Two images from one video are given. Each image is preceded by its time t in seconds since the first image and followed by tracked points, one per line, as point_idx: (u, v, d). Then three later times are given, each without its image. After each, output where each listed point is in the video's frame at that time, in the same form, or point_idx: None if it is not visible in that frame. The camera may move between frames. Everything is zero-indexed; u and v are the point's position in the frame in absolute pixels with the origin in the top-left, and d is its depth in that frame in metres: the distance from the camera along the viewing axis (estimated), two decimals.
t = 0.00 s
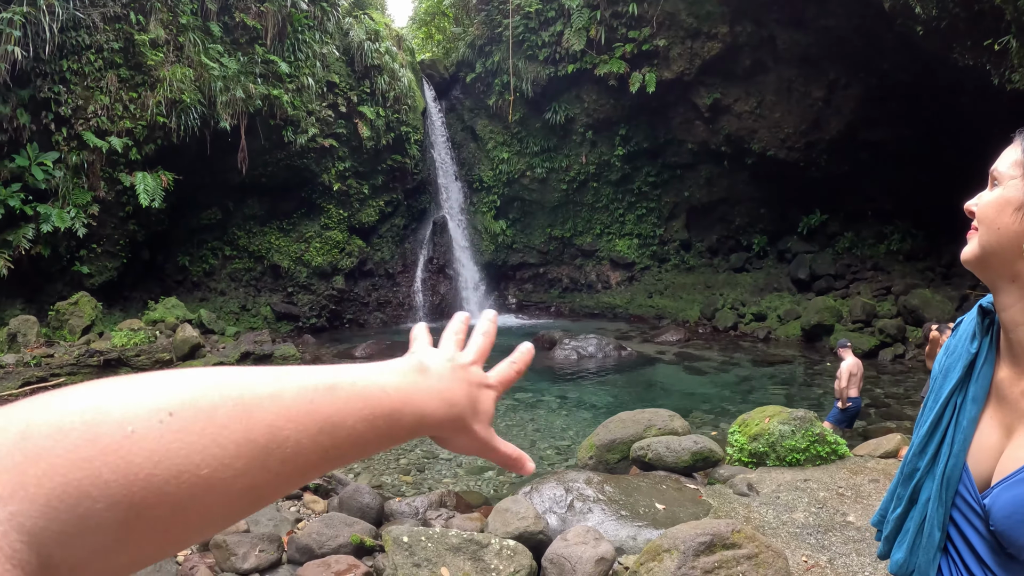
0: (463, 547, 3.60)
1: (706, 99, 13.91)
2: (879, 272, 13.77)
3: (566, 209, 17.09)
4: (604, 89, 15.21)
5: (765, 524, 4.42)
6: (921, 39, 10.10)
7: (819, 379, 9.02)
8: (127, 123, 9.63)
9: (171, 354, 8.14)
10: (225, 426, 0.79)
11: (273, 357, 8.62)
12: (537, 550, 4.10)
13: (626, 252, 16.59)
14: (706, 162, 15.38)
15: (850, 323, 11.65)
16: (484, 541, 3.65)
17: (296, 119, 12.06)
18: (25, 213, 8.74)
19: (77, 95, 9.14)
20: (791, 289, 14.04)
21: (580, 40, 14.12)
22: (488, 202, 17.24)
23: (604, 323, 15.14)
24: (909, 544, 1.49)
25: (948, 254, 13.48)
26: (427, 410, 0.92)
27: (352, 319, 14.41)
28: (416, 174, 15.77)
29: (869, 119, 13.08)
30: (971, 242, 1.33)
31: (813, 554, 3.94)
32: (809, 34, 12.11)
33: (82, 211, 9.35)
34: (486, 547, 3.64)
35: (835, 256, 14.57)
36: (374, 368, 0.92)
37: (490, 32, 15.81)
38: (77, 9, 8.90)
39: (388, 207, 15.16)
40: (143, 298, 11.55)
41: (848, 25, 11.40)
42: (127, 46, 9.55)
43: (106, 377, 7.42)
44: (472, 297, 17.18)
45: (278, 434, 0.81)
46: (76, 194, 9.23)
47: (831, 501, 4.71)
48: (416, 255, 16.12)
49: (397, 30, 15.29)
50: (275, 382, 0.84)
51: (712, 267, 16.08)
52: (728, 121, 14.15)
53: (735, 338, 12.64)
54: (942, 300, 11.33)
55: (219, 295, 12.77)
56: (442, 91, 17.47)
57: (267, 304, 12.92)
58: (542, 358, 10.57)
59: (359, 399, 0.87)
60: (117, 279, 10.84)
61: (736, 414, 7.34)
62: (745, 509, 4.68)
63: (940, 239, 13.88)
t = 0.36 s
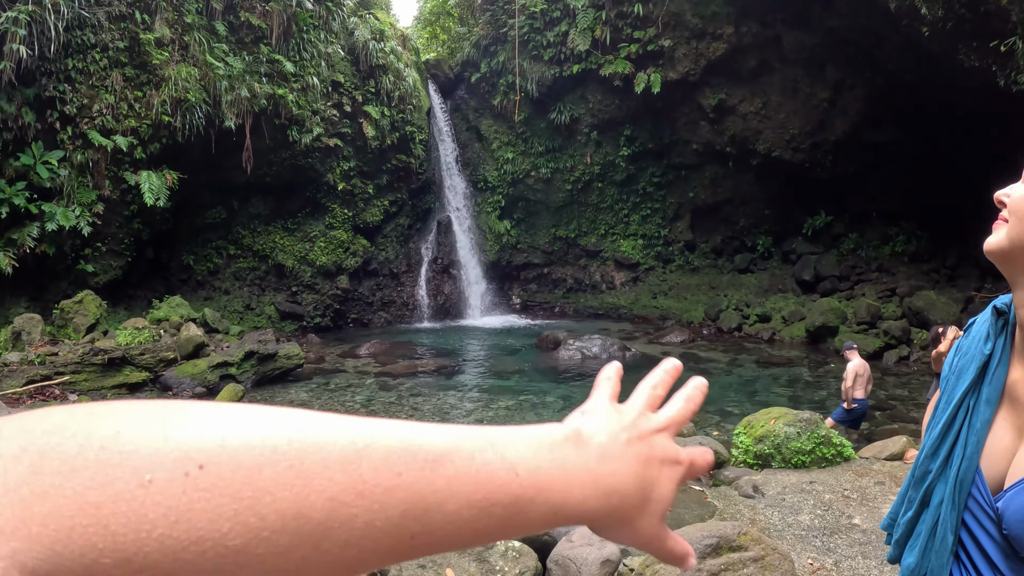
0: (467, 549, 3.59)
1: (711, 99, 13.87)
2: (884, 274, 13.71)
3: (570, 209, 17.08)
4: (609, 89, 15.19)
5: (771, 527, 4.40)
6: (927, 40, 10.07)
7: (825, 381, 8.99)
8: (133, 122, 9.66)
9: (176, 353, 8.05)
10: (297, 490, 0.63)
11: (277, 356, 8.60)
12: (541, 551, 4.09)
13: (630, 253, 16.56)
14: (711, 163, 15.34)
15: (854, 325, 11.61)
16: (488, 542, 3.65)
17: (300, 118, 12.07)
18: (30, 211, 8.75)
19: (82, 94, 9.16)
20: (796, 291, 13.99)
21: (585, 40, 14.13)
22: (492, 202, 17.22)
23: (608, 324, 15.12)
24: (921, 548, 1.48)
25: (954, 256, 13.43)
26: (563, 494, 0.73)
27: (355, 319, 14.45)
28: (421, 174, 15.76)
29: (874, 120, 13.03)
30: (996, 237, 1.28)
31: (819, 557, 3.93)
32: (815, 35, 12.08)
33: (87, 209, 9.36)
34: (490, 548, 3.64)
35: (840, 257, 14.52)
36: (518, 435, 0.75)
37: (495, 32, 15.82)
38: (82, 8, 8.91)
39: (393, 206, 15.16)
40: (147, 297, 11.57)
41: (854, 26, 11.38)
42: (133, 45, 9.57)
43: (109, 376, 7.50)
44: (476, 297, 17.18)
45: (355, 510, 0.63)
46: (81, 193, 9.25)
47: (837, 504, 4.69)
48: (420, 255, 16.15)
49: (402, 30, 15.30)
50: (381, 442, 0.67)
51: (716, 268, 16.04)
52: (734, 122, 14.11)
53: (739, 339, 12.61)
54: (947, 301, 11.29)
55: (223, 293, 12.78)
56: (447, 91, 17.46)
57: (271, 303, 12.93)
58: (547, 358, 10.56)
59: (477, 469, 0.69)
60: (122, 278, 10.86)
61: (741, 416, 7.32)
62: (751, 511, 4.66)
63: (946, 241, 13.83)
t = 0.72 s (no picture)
0: (471, 551, 3.59)
1: (715, 100, 13.85)
2: (889, 275, 13.66)
3: (574, 210, 17.07)
4: (613, 91, 15.17)
5: (775, 530, 4.37)
6: (931, 41, 10.04)
7: (829, 383, 8.94)
8: (136, 123, 9.68)
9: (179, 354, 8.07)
10: (213, 353, 0.78)
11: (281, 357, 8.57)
12: (545, 555, 4.07)
13: (634, 254, 16.53)
14: (715, 164, 15.31)
15: (858, 327, 11.57)
16: (491, 545, 3.65)
17: (304, 119, 12.09)
18: (33, 212, 8.72)
19: (86, 95, 9.16)
20: (800, 292, 13.94)
21: (589, 41, 14.12)
22: (496, 204, 17.19)
23: (613, 325, 15.08)
24: (928, 551, 1.51)
25: (958, 257, 13.39)
26: (411, 322, 0.96)
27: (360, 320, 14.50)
28: (425, 176, 15.78)
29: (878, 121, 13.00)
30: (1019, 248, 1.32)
31: (823, 560, 3.91)
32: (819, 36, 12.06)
33: (91, 210, 9.34)
34: (493, 551, 3.63)
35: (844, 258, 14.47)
36: (343, 292, 0.94)
37: (499, 33, 15.81)
38: (87, 9, 8.92)
39: (397, 208, 15.15)
40: (151, 298, 11.57)
41: (858, 27, 11.36)
42: (137, 46, 9.59)
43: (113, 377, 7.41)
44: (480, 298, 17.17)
45: (264, 352, 0.80)
46: (85, 194, 9.24)
47: (841, 507, 4.67)
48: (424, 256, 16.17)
49: (406, 31, 15.31)
50: (261, 305, 0.84)
51: (721, 269, 15.99)
52: (738, 123, 14.08)
53: (744, 341, 12.56)
54: (952, 303, 11.23)
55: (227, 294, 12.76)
56: (451, 93, 17.45)
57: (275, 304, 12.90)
58: (551, 360, 10.54)
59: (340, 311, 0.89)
60: (126, 278, 10.86)
61: (745, 418, 7.29)
62: (755, 514, 4.64)
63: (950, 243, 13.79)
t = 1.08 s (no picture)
0: (475, 556, 3.56)
1: (720, 101, 13.79)
2: (895, 277, 13.58)
3: (579, 211, 17.05)
4: (618, 91, 15.14)
5: (781, 535, 4.34)
6: (936, 41, 9.97)
7: (835, 385, 8.87)
8: (141, 124, 9.70)
9: (183, 354, 8.06)
10: (106, 200, 0.65)
11: (285, 358, 8.55)
12: (548, 559, 4.04)
13: (639, 255, 16.49)
14: (720, 165, 15.24)
15: (864, 328, 11.50)
16: (495, 551, 3.62)
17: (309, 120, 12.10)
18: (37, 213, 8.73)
19: (90, 96, 9.21)
20: (805, 293, 13.87)
21: (593, 41, 14.04)
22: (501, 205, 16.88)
23: (617, 326, 15.05)
24: (936, 570, 1.50)
25: (965, 259, 13.29)
26: (373, 141, 0.85)
27: (364, 320, 14.53)
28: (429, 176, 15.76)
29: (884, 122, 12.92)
30: None
31: (829, 566, 3.88)
32: (824, 36, 11.99)
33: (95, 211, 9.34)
34: (497, 557, 3.61)
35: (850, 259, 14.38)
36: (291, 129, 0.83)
37: (504, 34, 15.80)
38: (91, 10, 8.94)
39: (401, 208, 15.15)
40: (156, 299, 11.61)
41: (864, 27, 11.28)
42: (141, 47, 9.61)
43: (117, 377, 7.44)
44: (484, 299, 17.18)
45: (187, 185, 0.68)
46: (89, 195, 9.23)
47: (847, 511, 4.63)
48: (428, 257, 16.17)
49: (410, 32, 15.30)
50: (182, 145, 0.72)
51: (725, 270, 15.93)
52: (743, 123, 14.01)
53: (749, 342, 12.52)
54: (958, 305, 11.15)
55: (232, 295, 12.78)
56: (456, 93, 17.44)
57: (279, 305, 12.92)
58: (555, 361, 10.52)
59: (268, 145, 0.75)
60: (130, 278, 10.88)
61: (750, 420, 7.25)
62: (760, 519, 4.60)
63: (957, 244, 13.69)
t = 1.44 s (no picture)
0: (475, 555, 3.57)
1: (723, 99, 13.75)
2: (898, 276, 13.53)
3: (582, 210, 17.04)
4: (621, 90, 15.11)
5: (783, 535, 4.33)
6: (940, 39, 9.92)
7: (840, 384, 8.82)
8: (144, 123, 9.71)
9: (186, 353, 8.06)
10: (83, 88, 0.65)
11: (288, 357, 8.58)
12: (549, 559, 4.04)
13: (642, 254, 16.46)
14: (724, 163, 15.19)
15: (867, 327, 11.46)
16: (496, 549, 3.63)
17: (312, 119, 12.10)
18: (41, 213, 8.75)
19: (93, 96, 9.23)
20: (809, 292, 13.84)
21: (596, 40, 14.06)
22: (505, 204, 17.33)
23: (621, 324, 15.05)
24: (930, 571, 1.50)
25: (969, 257, 13.22)
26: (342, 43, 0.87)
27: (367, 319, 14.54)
28: (432, 176, 15.74)
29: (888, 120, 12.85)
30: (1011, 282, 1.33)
31: (830, 566, 3.87)
32: (827, 35, 11.94)
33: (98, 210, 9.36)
34: (498, 555, 3.62)
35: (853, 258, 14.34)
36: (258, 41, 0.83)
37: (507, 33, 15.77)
38: (94, 10, 8.96)
39: (404, 208, 15.15)
40: (159, 297, 11.62)
41: (867, 25, 11.23)
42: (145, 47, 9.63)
43: (120, 376, 7.48)
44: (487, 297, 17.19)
45: (165, 80, 0.69)
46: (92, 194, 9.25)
47: (850, 511, 4.62)
48: (431, 256, 16.17)
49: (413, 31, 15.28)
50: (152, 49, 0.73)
51: (729, 268, 15.88)
52: (746, 122, 13.97)
53: (752, 341, 12.49)
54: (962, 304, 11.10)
55: (235, 294, 12.79)
56: (459, 92, 17.44)
57: (283, 304, 12.96)
58: (559, 360, 10.52)
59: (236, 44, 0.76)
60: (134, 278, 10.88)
61: (753, 419, 7.22)
62: (762, 519, 4.60)
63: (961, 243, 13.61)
